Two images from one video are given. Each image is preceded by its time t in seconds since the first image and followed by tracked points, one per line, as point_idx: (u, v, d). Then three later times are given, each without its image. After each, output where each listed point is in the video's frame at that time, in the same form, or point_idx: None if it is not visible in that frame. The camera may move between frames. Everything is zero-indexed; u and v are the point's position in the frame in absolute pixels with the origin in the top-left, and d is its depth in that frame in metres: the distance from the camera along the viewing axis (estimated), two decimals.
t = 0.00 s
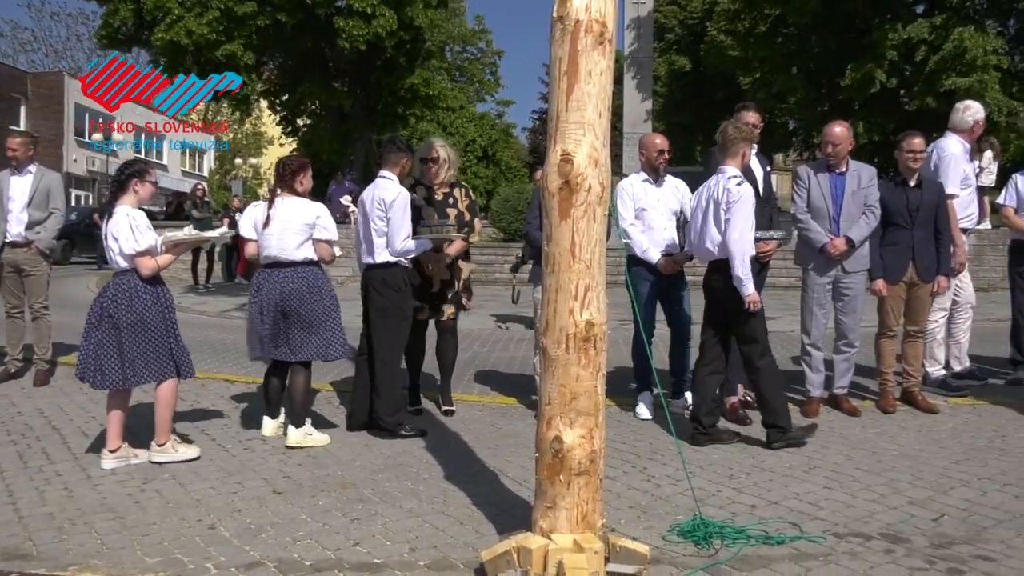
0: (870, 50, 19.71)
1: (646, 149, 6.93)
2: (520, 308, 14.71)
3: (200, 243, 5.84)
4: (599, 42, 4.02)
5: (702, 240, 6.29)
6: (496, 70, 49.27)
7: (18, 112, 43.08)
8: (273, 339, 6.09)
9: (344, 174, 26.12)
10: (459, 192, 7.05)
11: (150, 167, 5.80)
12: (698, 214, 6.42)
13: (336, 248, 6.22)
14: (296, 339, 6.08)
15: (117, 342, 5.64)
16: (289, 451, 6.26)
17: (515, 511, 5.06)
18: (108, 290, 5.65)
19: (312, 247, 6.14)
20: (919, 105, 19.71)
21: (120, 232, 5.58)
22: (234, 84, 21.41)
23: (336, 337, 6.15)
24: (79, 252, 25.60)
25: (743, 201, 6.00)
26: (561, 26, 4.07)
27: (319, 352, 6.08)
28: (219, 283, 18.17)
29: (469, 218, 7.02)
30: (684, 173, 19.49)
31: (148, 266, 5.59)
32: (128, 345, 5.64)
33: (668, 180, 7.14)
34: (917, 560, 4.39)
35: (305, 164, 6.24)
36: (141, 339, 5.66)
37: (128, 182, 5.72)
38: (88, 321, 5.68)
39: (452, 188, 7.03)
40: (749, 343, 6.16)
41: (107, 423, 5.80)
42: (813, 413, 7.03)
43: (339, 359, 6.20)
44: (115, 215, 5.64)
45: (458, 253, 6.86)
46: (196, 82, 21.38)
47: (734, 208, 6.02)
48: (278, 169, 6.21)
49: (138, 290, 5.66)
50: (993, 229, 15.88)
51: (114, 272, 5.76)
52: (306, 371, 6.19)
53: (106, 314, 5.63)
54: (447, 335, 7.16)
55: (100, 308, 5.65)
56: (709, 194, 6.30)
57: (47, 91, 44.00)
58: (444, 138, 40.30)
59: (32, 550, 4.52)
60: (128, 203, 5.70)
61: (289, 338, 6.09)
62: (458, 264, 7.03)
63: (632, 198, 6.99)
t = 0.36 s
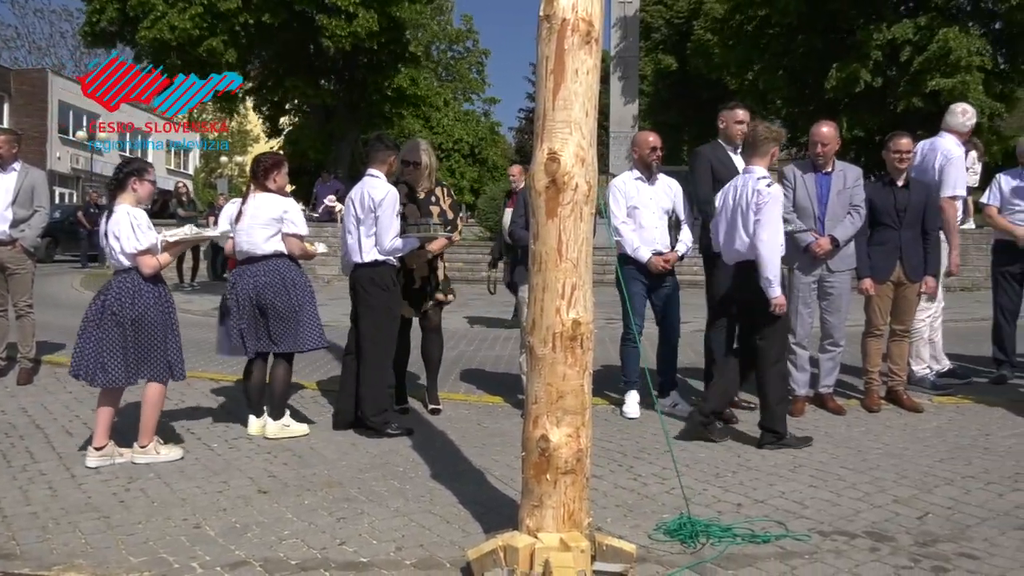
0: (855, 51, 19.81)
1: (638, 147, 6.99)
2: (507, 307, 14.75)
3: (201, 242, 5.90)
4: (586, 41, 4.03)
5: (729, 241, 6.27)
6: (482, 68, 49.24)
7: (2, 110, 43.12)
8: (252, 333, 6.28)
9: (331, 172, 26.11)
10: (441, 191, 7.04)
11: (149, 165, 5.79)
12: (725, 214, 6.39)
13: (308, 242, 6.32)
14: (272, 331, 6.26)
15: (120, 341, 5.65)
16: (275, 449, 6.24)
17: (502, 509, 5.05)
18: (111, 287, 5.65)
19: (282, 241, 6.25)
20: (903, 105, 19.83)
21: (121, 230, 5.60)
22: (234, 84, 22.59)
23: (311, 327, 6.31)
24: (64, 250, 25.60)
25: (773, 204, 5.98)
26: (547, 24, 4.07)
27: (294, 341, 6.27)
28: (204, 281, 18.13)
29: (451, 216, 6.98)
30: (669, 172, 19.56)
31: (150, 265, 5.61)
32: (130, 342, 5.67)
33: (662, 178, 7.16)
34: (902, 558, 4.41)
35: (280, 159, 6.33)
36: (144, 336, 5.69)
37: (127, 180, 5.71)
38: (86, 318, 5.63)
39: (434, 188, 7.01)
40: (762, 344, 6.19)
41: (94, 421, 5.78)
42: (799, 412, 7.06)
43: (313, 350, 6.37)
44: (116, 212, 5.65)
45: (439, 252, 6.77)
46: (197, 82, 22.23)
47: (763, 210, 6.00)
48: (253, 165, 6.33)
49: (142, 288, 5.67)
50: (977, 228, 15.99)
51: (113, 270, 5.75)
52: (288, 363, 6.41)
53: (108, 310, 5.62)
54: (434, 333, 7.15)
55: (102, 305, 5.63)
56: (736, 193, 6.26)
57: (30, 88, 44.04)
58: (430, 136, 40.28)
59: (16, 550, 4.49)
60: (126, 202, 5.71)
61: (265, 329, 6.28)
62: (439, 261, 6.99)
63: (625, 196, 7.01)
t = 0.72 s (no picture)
0: (845, 51, 19.87)
1: (630, 146, 6.98)
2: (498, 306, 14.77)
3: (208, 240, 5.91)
4: (577, 40, 4.02)
5: (752, 240, 6.27)
6: (472, 67, 49.23)
7: None
8: (237, 332, 6.24)
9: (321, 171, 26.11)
10: (429, 190, 7.08)
11: (151, 161, 5.79)
12: (744, 212, 6.39)
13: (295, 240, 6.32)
14: (257, 329, 6.24)
15: (126, 338, 5.66)
16: (265, 449, 6.23)
17: (492, 509, 5.05)
18: (116, 285, 5.67)
19: (268, 239, 6.26)
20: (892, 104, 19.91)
21: (128, 228, 5.60)
22: (232, 84, 22.88)
23: (296, 325, 6.32)
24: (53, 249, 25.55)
25: (797, 198, 6.02)
26: (537, 24, 4.07)
27: (278, 340, 6.25)
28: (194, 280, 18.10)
29: (439, 216, 7.03)
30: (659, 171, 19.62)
31: (157, 263, 5.63)
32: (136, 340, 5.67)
33: (653, 178, 7.16)
34: (890, 556, 4.42)
35: (267, 158, 6.31)
36: (150, 333, 5.69)
37: (130, 178, 5.72)
38: (95, 315, 5.68)
39: (422, 188, 7.04)
40: (772, 343, 6.22)
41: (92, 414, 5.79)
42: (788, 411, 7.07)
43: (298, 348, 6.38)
44: (122, 210, 5.66)
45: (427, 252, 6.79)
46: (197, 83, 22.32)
47: (788, 207, 6.02)
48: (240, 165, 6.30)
49: (148, 286, 5.68)
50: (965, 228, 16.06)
51: (119, 269, 5.77)
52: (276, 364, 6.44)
53: (115, 308, 5.65)
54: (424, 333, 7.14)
55: (109, 302, 5.66)
56: (757, 191, 6.27)
57: (19, 87, 44.08)
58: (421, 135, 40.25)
59: (4, 550, 4.47)
60: (130, 199, 5.73)
61: (248, 328, 6.25)
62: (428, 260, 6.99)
63: (615, 196, 7.03)
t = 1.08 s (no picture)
0: (833, 50, 19.94)
1: (615, 145, 6.97)
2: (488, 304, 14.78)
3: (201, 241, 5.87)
4: (565, 39, 4.02)
5: (749, 238, 6.30)
6: (461, 66, 49.20)
7: None
8: (226, 332, 6.25)
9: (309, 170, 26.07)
10: (419, 186, 7.09)
11: (147, 160, 5.77)
12: (741, 211, 6.43)
13: (285, 240, 6.29)
14: (246, 328, 6.23)
15: (122, 338, 5.65)
16: (254, 448, 6.21)
17: (481, 508, 5.05)
18: (111, 284, 5.63)
19: (259, 239, 6.23)
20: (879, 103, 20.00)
21: (126, 226, 5.58)
22: (233, 82, 22.14)
23: (285, 326, 6.31)
24: (41, 248, 25.46)
25: (793, 198, 6.05)
26: (526, 22, 4.06)
27: (266, 339, 6.24)
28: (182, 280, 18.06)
29: (430, 213, 7.04)
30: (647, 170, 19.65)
31: (155, 262, 5.61)
32: (133, 339, 5.66)
33: (638, 177, 7.17)
34: (878, 554, 4.44)
35: (258, 158, 6.29)
36: (146, 333, 5.70)
37: (126, 177, 5.70)
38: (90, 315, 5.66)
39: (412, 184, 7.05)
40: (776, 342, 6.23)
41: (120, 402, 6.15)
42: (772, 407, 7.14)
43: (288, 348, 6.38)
44: (119, 208, 5.63)
45: (418, 249, 6.77)
46: (197, 82, 22.28)
47: (785, 205, 6.06)
48: (230, 164, 6.28)
49: (143, 286, 5.67)
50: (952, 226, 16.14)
51: (110, 268, 5.74)
52: (260, 362, 6.42)
53: (109, 308, 5.62)
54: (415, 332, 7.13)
55: (103, 302, 5.64)
56: (754, 190, 6.32)
57: (7, 85, 43.97)
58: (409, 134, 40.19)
59: None
60: (127, 197, 5.69)
61: (239, 327, 6.24)
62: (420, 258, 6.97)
63: (601, 194, 7.03)
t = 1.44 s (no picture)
0: (823, 50, 19.99)
1: (605, 145, 6.98)
2: (479, 304, 14.78)
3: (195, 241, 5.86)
4: (556, 38, 4.02)
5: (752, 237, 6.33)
6: (453, 65, 49.18)
7: None
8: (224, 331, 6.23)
9: (300, 169, 26.03)
10: (421, 187, 7.07)
11: (139, 159, 5.76)
12: (746, 209, 6.46)
13: (280, 240, 6.29)
14: (244, 329, 6.21)
15: (114, 337, 5.62)
16: (245, 448, 6.20)
17: (473, 507, 5.05)
18: (104, 283, 5.62)
19: (255, 240, 6.22)
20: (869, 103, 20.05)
21: (120, 225, 5.55)
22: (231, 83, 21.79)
23: (283, 326, 6.28)
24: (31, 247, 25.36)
25: (797, 197, 6.07)
26: (517, 22, 4.06)
27: (264, 340, 6.22)
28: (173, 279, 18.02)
29: (433, 213, 7.03)
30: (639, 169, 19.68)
31: (149, 262, 5.60)
32: (124, 339, 5.65)
33: (628, 176, 7.18)
34: (868, 552, 4.45)
35: (253, 157, 6.27)
36: (137, 332, 5.69)
37: (120, 176, 5.67)
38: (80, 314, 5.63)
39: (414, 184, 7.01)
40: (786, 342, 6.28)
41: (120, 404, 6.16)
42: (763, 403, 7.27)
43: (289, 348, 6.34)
44: (113, 207, 5.61)
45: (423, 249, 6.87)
46: (197, 82, 21.32)
47: (788, 203, 6.07)
48: (225, 163, 6.25)
49: (137, 285, 5.66)
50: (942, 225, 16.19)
51: (103, 267, 5.71)
52: (253, 362, 6.39)
53: (102, 307, 5.59)
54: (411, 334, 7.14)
55: (95, 300, 5.61)
56: (758, 188, 6.35)
57: None
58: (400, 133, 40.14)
59: None
60: (121, 197, 5.67)
61: (236, 327, 6.23)
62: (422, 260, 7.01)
63: (589, 194, 7.03)
